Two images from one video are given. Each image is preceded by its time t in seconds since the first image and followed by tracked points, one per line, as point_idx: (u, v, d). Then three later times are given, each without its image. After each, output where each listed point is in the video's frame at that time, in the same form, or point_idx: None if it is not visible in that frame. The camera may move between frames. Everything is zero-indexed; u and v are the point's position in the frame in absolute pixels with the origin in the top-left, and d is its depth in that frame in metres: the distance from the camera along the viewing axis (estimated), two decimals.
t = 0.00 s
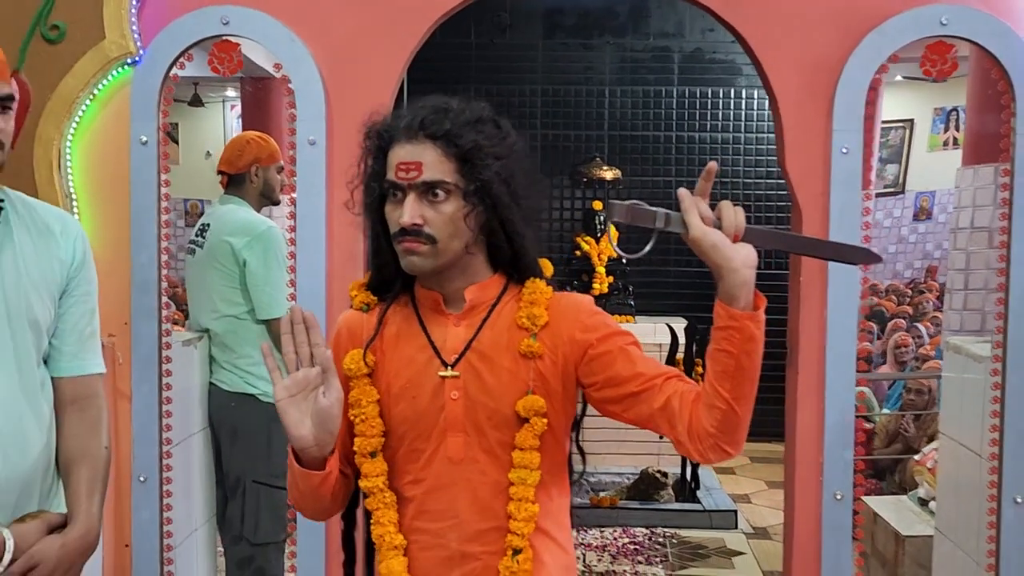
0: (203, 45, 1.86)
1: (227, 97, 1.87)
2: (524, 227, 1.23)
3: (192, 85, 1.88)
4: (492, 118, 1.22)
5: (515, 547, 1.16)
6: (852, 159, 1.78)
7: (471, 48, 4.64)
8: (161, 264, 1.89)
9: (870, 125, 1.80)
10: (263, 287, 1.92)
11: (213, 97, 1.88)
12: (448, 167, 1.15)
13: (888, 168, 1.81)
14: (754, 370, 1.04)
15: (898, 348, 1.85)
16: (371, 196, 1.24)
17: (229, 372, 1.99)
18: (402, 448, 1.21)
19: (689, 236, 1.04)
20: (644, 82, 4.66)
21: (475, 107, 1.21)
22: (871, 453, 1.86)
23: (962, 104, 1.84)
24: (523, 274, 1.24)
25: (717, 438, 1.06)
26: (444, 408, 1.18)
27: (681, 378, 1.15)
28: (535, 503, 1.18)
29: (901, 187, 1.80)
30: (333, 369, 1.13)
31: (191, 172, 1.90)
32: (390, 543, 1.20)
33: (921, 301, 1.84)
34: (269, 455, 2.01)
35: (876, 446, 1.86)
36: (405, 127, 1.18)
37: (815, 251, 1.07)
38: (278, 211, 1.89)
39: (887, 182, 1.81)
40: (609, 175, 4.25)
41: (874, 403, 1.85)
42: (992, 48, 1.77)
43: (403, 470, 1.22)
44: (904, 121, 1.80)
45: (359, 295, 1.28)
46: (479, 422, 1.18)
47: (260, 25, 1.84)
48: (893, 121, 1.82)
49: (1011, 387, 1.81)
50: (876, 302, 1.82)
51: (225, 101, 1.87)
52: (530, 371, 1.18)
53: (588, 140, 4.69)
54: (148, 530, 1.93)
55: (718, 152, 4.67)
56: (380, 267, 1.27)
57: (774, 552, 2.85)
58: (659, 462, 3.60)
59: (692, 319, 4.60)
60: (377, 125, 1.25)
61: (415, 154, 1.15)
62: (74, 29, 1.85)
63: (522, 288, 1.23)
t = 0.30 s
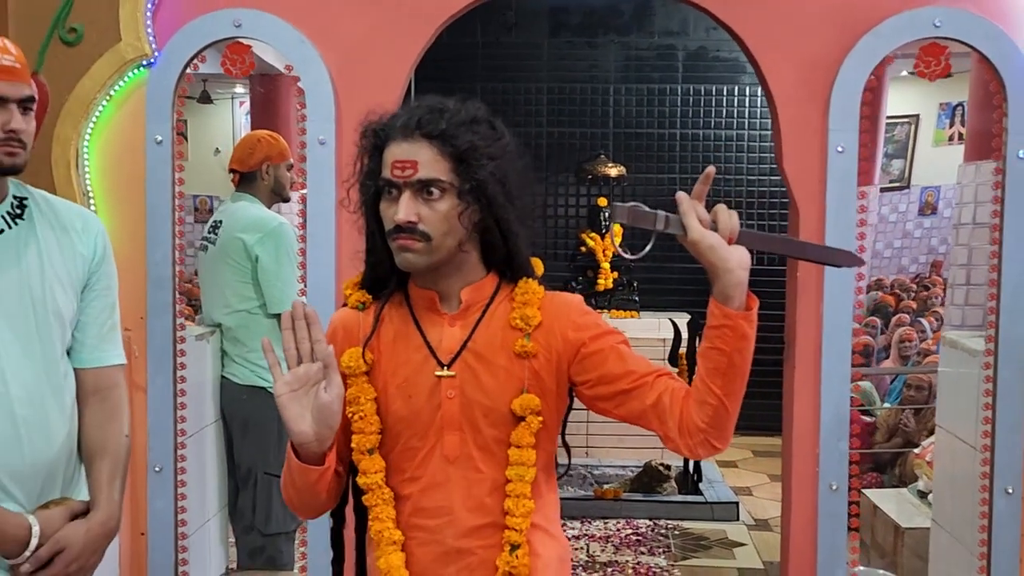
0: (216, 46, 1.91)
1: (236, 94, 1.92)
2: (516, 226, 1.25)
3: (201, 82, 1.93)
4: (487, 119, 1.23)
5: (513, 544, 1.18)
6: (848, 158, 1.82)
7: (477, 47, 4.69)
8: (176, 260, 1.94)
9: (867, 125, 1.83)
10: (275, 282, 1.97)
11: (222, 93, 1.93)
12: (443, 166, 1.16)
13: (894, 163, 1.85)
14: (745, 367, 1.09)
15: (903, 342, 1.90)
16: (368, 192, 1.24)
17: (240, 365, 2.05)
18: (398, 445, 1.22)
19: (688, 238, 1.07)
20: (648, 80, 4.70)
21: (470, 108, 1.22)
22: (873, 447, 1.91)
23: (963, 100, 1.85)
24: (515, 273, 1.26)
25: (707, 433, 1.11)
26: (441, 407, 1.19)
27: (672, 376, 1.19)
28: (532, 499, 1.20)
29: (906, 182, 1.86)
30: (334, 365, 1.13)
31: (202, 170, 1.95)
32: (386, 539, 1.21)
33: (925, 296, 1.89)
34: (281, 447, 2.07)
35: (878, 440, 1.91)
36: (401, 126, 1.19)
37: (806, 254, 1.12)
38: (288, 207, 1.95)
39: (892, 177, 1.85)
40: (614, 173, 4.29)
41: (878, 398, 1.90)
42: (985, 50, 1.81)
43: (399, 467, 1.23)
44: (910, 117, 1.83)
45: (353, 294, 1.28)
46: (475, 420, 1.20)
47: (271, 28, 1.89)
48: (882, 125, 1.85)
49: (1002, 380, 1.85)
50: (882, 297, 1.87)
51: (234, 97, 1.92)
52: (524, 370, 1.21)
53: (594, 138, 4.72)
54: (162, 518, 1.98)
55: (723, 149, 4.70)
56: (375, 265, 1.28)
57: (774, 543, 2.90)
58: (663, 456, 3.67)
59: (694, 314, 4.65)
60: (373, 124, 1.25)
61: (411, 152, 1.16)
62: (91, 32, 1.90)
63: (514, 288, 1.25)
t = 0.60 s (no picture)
0: (228, 48, 1.96)
1: (244, 92, 2.00)
2: (517, 219, 1.27)
3: (209, 80, 1.97)
4: (489, 115, 1.27)
5: (518, 537, 1.21)
6: (848, 158, 1.85)
7: (484, 46, 4.71)
8: (188, 258, 1.98)
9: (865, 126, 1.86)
10: (285, 278, 2.09)
11: (230, 91, 2.00)
12: (447, 160, 1.20)
13: (900, 161, 1.95)
14: (748, 363, 1.12)
15: (908, 339, 2.00)
16: (370, 185, 1.26)
17: (250, 361, 2.15)
18: (401, 439, 1.25)
19: (701, 235, 1.10)
20: (654, 78, 4.72)
21: (473, 103, 1.26)
22: (879, 443, 1.99)
23: (966, 98, 1.91)
24: (517, 269, 1.29)
25: (707, 428, 1.15)
26: (445, 401, 1.22)
27: (673, 371, 1.23)
28: (535, 493, 1.23)
29: (911, 180, 1.95)
30: (341, 361, 1.16)
31: (212, 168, 2.03)
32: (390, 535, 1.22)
33: (931, 292, 1.99)
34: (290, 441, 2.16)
35: (883, 435, 1.99)
36: (406, 120, 1.22)
37: (812, 251, 1.15)
38: (296, 206, 2.04)
39: (898, 174, 1.95)
40: (620, 171, 4.39)
41: (881, 395, 1.97)
42: (983, 51, 1.83)
43: (402, 462, 1.25)
44: (916, 115, 1.93)
45: (353, 290, 1.31)
46: (479, 414, 1.23)
47: (281, 29, 1.92)
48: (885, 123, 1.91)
49: (1000, 377, 1.87)
50: (888, 294, 1.94)
51: (242, 96, 2.00)
52: (527, 365, 1.24)
53: (599, 136, 4.76)
54: (175, 512, 1.99)
55: (728, 148, 4.71)
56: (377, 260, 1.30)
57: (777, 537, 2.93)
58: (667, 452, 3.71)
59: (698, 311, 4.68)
60: (377, 117, 1.28)
61: (415, 145, 1.19)
62: (105, 34, 1.94)
63: (516, 283, 1.29)
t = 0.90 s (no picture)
0: (238, 46, 1.99)
1: (253, 88, 2.01)
2: (518, 210, 1.30)
3: (219, 77, 2.01)
4: (492, 107, 1.29)
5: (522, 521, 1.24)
6: (847, 156, 1.87)
7: (491, 43, 4.74)
8: (198, 252, 2.02)
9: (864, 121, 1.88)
10: (291, 272, 2.09)
11: (239, 87, 2.02)
12: (449, 154, 1.22)
13: (908, 158, 2.04)
14: (752, 354, 1.16)
15: (912, 335, 2.05)
16: (372, 176, 1.29)
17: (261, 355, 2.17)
18: (405, 424, 1.27)
19: (711, 229, 1.12)
20: (660, 75, 4.74)
21: (476, 96, 1.28)
22: (883, 439, 2.02)
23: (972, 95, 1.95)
24: (519, 259, 1.32)
25: (709, 416, 1.18)
26: (451, 386, 1.24)
27: (675, 361, 1.26)
28: (539, 479, 1.26)
29: (918, 176, 2.05)
30: (351, 352, 1.17)
31: (223, 163, 2.09)
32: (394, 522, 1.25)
33: (937, 289, 1.99)
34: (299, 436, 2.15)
35: (887, 431, 2.03)
36: (409, 112, 1.24)
37: (820, 248, 1.16)
38: (305, 201, 2.06)
39: (906, 171, 2.03)
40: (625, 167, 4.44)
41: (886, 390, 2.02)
42: (981, 50, 1.85)
43: (407, 448, 1.27)
44: (923, 112, 2.00)
45: (355, 278, 1.33)
46: (485, 399, 1.25)
47: (290, 27, 1.95)
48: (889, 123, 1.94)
49: (997, 372, 1.89)
50: (893, 290, 1.97)
51: (251, 92, 2.02)
52: (532, 351, 1.27)
53: (606, 133, 4.78)
54: (185, 501, 2.03)
55: (734, 145, 4.73)
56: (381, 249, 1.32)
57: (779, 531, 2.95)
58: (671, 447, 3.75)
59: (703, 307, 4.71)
60: (379, 108, 1.30)
61: (417, 139, 1.22)
62: (117, 32, 1.97)
63: (518, 272, 1.32)
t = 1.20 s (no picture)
0: (247, 45, 2.03)
1: (266, 85, 2.05)
2: (518, 207, 1.31)
3: (231, 73, 2.05)
4: (492, 106, 1.31)
5: (523, 513, 1.25)
6: (844, 154, 1.89)
7: (500, 41, 4.79)
8: (208, 248, 2.06)
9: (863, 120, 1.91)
10: (299, 268, 2.17)
11: (251, 84, 2.06)
12: (450, 153, 1.24)
13: (918, 154, 2.06)
14: (747, 351, 1.18)
15: (920, 331, 2.12)
16: (374, 174, 1.31)
17: (270, 348, 2.24)
18: (407, 419, 1.27)
19: (712, 229, 1.15)
20: (668, 73, 4.75)
21: (476, 95, 1.30)
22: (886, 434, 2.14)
23: (981, 91, 1.94)
24: (518, 254, 1.33)
25: (704, 411, 1.21)
26: (453, 380, 1.25)
27: (672, 357, 1.28)
28: (540, 473, 1.27)
29: (928, 171, 2.07)
30: (357, 347, 1.16)
31: (234, 161, 2.12)
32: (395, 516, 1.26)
33: (947, 284, 2.03)
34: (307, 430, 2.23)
35: (889, 426, 2.16)
36: (410, 111, 1.26)
37: (821, 252, 1.17)
38: (314, 197, 2.08)
39: (916, 166, 2.07)
40: (633, 165, 4.52)
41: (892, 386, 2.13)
42: (978, 51, 1.87)
43: (409, 443, 1.28)
44: (933, 107, 2.02)
45: (357, 275, 1.35)
46: (487, 394, 1.26)
47: (298, 28, 1.99)
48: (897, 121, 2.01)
49: (991, 370, 1.91)
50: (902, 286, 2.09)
51: (264, 88, 2.05)
52: (532, 348, 1.28)
53: (613, 130, 4.81)
54: (195, 492, 2.05)
55: (742, 142, 4.74)
56: (382, 246, 1.34)
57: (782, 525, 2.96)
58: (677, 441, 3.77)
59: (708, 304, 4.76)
60: (380, 107, 1.32)
61: (418, 138, 1.23)
62: (129, 33, 2.02)
63: (518, 270, 1.33)
